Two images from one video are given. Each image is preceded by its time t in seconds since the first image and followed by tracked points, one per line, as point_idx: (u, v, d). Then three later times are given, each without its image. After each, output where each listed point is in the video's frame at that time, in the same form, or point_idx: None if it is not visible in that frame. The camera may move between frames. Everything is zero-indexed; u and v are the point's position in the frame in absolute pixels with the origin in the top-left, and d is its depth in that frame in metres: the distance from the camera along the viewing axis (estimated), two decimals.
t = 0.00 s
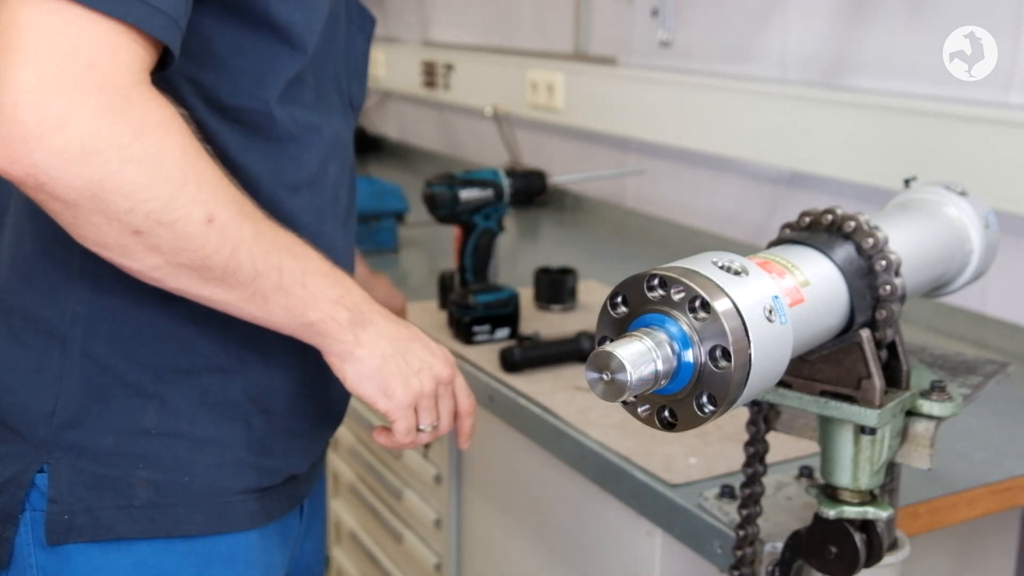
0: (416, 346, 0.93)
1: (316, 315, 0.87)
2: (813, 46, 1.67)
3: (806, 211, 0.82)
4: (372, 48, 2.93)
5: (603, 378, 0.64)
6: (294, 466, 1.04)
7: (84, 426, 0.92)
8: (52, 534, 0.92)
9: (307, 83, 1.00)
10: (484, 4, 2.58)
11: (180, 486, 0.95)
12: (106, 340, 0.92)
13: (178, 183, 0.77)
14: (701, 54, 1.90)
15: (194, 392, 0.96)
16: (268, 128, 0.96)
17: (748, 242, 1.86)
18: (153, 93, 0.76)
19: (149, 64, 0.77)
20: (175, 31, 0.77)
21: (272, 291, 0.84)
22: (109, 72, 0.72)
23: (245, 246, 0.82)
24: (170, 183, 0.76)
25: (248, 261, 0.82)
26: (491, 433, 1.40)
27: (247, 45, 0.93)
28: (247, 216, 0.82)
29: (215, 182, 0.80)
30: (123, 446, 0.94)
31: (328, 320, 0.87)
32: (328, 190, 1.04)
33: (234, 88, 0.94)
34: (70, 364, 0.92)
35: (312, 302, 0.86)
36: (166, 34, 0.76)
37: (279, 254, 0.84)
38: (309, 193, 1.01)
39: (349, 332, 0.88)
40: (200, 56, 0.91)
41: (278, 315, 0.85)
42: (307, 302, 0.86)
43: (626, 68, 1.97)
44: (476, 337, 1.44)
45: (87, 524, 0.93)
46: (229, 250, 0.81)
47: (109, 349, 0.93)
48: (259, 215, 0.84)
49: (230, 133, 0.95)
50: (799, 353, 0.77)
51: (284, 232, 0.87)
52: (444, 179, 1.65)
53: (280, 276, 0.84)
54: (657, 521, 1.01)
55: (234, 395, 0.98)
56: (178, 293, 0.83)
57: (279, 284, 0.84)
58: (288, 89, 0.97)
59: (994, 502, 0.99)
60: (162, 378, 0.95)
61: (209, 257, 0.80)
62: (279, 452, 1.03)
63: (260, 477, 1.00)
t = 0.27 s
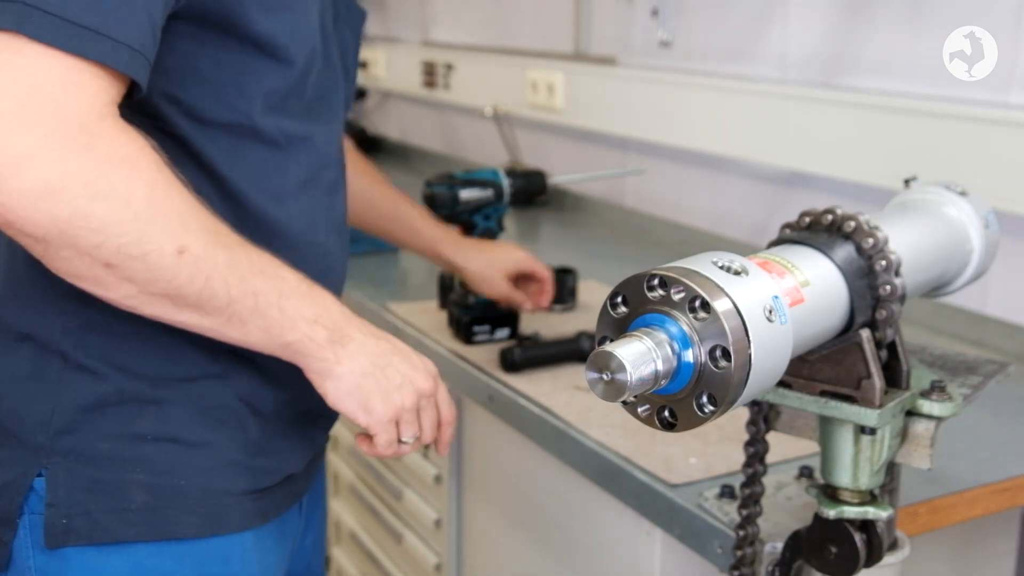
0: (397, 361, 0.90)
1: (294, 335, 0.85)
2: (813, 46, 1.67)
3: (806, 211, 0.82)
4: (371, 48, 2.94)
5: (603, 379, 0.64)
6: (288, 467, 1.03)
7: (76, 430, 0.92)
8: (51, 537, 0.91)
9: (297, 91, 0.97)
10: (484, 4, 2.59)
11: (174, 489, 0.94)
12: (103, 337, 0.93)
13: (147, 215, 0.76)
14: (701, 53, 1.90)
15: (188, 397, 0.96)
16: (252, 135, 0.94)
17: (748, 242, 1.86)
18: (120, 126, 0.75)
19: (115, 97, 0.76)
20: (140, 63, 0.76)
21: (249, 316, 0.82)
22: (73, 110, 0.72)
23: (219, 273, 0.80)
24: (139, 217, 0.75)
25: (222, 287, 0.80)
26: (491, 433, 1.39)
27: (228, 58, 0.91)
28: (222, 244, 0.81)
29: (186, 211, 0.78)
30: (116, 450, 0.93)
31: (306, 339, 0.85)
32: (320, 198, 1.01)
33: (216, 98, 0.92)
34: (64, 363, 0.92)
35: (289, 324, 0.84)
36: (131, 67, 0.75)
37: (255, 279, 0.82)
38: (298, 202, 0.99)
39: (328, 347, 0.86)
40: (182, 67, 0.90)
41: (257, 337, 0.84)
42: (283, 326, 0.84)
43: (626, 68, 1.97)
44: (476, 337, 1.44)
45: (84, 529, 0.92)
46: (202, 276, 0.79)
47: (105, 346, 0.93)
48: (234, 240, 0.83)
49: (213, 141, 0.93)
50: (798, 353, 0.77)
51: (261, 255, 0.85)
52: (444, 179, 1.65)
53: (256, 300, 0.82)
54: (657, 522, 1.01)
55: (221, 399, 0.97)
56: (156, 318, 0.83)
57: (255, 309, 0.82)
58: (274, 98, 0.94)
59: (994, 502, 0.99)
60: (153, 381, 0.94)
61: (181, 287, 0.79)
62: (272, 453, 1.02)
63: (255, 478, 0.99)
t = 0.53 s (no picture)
0: (372, 355, 0.86)
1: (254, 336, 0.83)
2: (812, 46, 1.67)
3: (806, 211, 0.82)
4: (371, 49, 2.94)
5: (604, 379, 0.64)
6: (266, 467, 1.03)
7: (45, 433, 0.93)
8: (11, 537, 0.93)
9: (263, 90, 0.97)
10: (484, 4, 2.58)
11: (136, 489, 0.94)
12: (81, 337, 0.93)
13: (91, 222, 0.75)
14: (701, 53, 1.90)
15: (151, 397, 0.96)
16: (215, 135, 0.94)
17: (748, 242, 1.86)
18: (59, 136, 0.75)
19: (59, 110, 0.78)
20: (80, 74, 0.77)
21: (207, 319, 0.81)
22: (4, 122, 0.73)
23: (171, 275, 0.79)
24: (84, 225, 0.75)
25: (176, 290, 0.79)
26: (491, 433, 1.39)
27: (186, 60, 0.92)
28: (172, 247, 0.79)
29: (133, 217, 0.77)
30: (79, 451, 0.93)
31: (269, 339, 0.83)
32: (294, 199, 1.00)
33: (173, 98, 0.92)
34: (42, 362, 0.93)
35: (252, 325, 0.83)
36: (70, 80, 0.76)
37: (210, 281, 0.81)
38: (270, 201, 0.98)
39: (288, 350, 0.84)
40: (139, 68, 0.91)
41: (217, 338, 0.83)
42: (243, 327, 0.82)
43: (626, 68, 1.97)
44: (476, 337, 1.44)
45: (44, 528, 0.93)
46: (152, 280, 0.78)
47: (77, 346, 0.94)
48: (192, 243, 0.82)
49: (177, 143, 0.93)
50: (799, 352, 0.77)
51: (223, 256, 0.83)
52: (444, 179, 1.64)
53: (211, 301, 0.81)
54: (657, 521, 1.01)
55: (190, 398, 0.97)
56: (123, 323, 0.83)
57: (213, 311, 0.81)
58: (233, 96, 0.94)
59: (994, 502, 0.99)
60: (119, 382, 0.95)
61: (133, 293, 0.78)
62: (247, 453, 1.02)
63: (226, 479, 0.99)
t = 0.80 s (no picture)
0: (340, 374, 0.86)
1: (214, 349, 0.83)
2: (813, 46, 1.67)
3: (806, 211, 0.82)
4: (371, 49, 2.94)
5: (603, 381, 0.64)
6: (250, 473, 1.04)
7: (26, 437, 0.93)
8: None
9: (252, 95, 0.98)
10: (484, 4, 2.58)
11: (116, 494, 0.95)
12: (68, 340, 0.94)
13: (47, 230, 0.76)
14: (701, 54, 1.90)
15: (132, 402, 0.96)
16: (200, 138, 0.95)
17: (748, 242, 1.86)
18: (21, 144, 0.76)
19: (21, 120, 0.79)
20: (46, 85, 0.78)
21: (165, 329, 0.82)
22: None
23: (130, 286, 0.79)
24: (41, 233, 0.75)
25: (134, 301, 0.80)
26: (490, 434, 1.39)
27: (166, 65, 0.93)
28: (131, 257, 0.80)
29: (90, 225, 0.78)
30: (60, 456, 0.94)
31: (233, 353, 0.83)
32: (281, 205, 1.01)
33: (158, 101, 0.93)
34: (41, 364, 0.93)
35: (212, 339, 0.83)
36: (36, 90, 0.77)
37: (171, 294, 0.81)
38: (256, 206, 0.98)
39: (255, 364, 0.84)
40: (120, 73, 0.92)
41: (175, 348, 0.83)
42: (205, 339, 0.83)
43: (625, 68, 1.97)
44: (476, 337, 1.44)
45: (22, 533, 0.94)
46: (112, 290, 0.79)
47: (61, 349, 0.94)
48: (154, 254, 0.82)
49: (162, 146, 0.94)
50: (800, 352, 0.77)
51: (187, 268, 0.83)
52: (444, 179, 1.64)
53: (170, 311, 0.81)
54: (657, 521, 1.01)
55: (172, 404, 0.98)
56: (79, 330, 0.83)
57: (171, 322, 0.81)
58: (219, 99, 0.96)
59: (994, 502, 0.99)
60: (100, 387, 0.95)
61: (88, 301, 0.78)
62: (230, 459, 1.02)
63: (207, 484, 1.00)
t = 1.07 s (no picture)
0: (343, 364, 0.86)
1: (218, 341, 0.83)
2: (813, 46, 1.67)
3: (806, 211, 0.82)
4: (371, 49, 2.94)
5: (604, 379, 0.64)
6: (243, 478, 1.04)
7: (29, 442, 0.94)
8: None
9: (248, 91, 0.98)
10: (484, 4, 2.58)
11: (111, 501, 0.95)
12: (62, 346, 0.93)
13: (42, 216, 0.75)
14: (701, 54, 1.90)
15: (122, 408, 0.96)
16: (198, 135, 0.95)
17: (748, 242, 1.86)
18: (16, 133, 0.76)
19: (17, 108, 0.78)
20: (43, 73, 0.78)
21: (165, 321, 0.82)
22: None
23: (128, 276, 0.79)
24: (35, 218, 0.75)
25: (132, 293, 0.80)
26: (491, 434, 1.39)
27: (162, 60, 0.93)
28: (129, 246, 0.80)
29: (88, 215, 0.78)
30: (53, 462, 0.94)
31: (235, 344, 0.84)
32: (278, 205, 1.01)
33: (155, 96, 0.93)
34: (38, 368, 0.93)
35: (213, 330, 0.83)
36: (34, 79, 0.77)
37: (169, 284, 0.81)
38: (252, 208, 0.99)
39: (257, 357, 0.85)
40: (114, 66, 0.91)
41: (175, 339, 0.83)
42: (207, 330, 0.83)
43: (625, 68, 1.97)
44: (476, 337, 1.44)
45: (16, 541, 0.94)
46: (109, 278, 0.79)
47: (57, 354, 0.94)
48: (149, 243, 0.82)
49: (161, 142, 0.94)
50: (800, 352, 0.77)
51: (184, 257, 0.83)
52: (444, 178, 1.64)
53: (170, 303, 0.81)
54: (657, 522, 1.01)
55: (166, 408, 0.98)
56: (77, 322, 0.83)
57: (172, 314, 0.81)
58: (217, 96, 0.96)
59: (994, 502, 0.99)
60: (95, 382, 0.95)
61: (85, 291, 0.78)
62: (227, 461, 1.03)
63: (201, 488, 1.00)
